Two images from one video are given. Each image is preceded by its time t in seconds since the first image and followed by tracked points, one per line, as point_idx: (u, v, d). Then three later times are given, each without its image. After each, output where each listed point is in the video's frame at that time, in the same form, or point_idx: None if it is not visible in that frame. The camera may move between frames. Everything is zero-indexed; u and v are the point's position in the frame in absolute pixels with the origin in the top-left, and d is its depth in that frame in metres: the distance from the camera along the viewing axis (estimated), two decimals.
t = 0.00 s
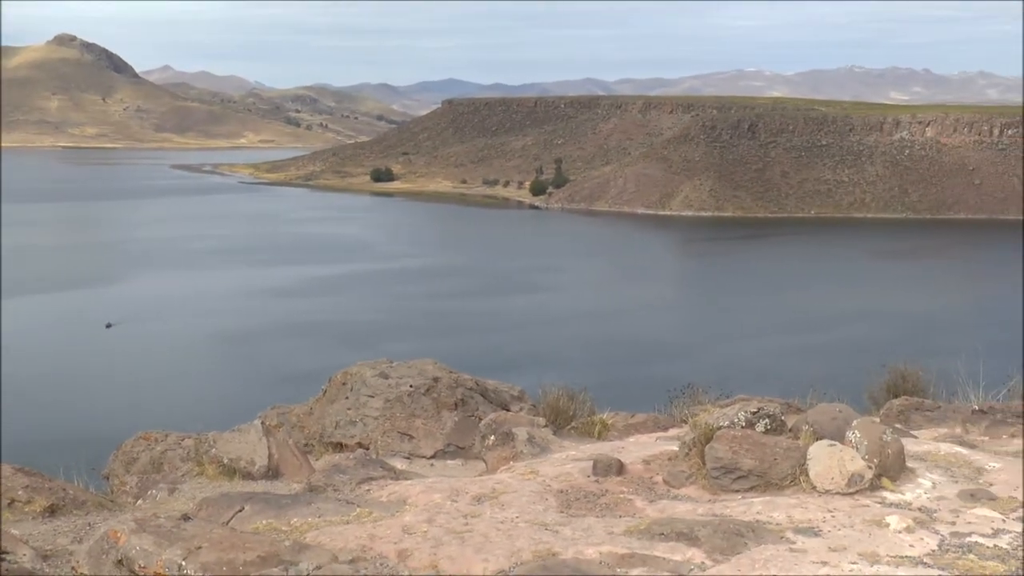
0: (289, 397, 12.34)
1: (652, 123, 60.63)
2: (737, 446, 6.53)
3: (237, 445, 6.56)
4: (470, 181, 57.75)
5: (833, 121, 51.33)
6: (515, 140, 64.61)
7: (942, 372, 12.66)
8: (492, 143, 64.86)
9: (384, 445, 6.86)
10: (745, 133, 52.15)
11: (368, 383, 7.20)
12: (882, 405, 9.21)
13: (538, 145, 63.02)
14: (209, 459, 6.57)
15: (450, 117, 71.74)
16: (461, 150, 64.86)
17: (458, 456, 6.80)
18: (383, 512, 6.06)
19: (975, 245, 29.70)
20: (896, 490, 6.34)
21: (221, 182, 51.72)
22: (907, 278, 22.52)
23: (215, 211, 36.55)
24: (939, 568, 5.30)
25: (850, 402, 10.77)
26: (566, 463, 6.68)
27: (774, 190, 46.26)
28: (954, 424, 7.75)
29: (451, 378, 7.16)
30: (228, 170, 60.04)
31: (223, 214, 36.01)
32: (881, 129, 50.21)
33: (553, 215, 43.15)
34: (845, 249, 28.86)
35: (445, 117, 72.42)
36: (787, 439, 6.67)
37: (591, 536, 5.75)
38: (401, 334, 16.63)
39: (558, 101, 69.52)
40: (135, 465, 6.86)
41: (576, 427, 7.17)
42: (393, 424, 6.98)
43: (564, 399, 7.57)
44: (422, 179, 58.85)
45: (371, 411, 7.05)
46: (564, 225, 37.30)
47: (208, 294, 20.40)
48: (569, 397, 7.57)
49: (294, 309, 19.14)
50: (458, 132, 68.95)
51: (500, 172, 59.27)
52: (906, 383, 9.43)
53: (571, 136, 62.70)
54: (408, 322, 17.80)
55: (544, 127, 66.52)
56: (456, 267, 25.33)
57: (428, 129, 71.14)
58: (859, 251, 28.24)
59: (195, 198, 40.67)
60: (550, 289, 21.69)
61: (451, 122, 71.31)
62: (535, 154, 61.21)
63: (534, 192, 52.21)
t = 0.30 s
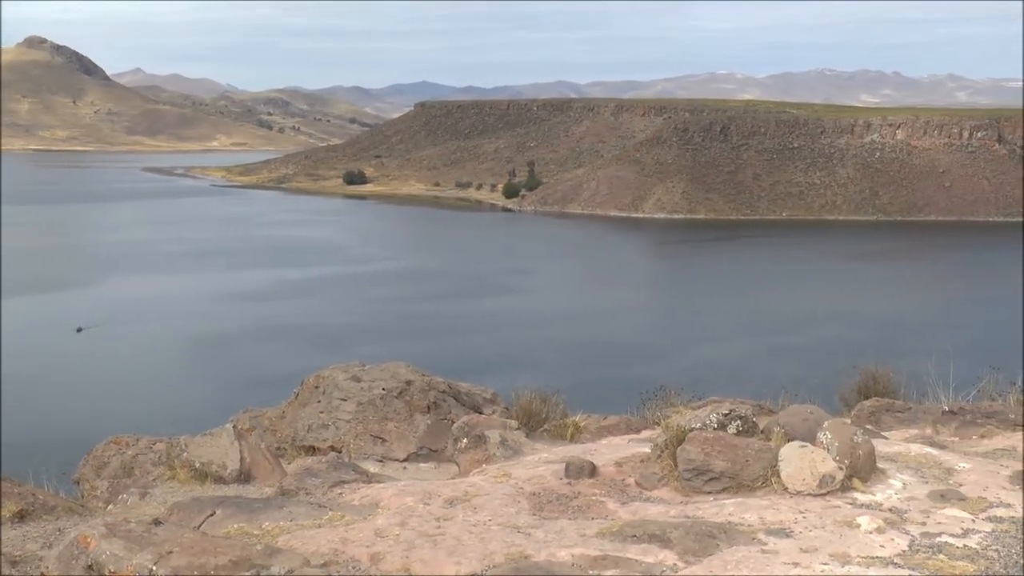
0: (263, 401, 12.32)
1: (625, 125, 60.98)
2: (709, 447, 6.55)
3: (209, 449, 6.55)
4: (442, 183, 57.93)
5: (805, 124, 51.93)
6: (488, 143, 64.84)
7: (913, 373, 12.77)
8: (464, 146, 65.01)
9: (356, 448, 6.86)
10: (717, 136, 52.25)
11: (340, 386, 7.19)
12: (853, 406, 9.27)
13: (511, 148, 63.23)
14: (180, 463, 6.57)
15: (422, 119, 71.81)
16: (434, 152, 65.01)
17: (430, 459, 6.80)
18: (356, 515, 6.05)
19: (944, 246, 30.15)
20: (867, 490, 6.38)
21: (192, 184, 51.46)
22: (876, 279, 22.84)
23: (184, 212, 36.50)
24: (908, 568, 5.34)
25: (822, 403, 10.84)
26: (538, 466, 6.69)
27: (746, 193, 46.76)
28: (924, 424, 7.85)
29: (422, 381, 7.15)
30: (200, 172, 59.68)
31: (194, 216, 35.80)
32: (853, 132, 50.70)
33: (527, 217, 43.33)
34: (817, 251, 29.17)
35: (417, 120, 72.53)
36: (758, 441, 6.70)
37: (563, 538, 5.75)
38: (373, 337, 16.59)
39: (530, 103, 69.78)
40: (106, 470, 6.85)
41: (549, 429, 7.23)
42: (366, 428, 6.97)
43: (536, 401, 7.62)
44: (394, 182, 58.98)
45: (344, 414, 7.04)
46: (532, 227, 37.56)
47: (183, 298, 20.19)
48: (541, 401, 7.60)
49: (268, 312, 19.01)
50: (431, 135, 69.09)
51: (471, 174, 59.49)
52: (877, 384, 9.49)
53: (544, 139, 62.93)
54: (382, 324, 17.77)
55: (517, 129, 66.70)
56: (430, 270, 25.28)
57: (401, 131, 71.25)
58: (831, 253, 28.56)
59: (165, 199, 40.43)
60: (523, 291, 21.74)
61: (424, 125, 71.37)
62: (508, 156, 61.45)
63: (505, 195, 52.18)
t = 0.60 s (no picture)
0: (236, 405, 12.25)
1: (600, 129, 61.09)
2: (682, 451, 6.56)
3: (182, 453, 6.54)
4: (417, 187, 57.93)
5: (780, 128, 51.59)
6: (463, 147, 64.87)
7: (884, 376, 12.86)
8: (439, 150, 65.05)
9: (331, 452, 6.87)
10: (691, 140, 52.63)
11: (314, 390, 7.20)
12: (826, 409, 9.35)
13: (485, 151, 63.24)
14: (154, 467, 6.55)
15: (397, 122, 71.78)
16: (408, 156, 64.97)
17: (405, 462, 6.82)
18: (329, 519, 6.04)
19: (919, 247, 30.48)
20: (840, 493, 6.40)
21: (164, 187, 51.03)
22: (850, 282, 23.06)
23: (156, 214, 36.22)
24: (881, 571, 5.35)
25: (795, 407, 10.93)
26: (512, 470, 6.71)
27: (720, 196, 47.31)
28: (896, 428, 7.96)
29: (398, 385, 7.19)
30: (174, 175, 59.11)
31: (166, 217, 35.49)
32: (826, 135, 49.82)
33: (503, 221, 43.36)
34: (795, 254, 29.38)
35: (392, 122, 72.44)
36: (731, 444, 6.73)
37: (536, 542, 5.74)
38: (349, 342, 16.57)
39: (505, 106, 69.79)
40: (78, 474, 6.82)
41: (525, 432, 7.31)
42: (340, 432, 6.99)
43: (511, 405, 7.68)
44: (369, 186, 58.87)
45: (318, 418, 7.05)
46: (507, 231, 37.64)
47: (162, 301, 20.02)
48: (515, 405, 7.65)
49: (247, 316, 18.93)
50: (405, 139, 69.07)
51: (445, 178, 59.49)
52: (851, 387, 9.58)
53: (519, 142, 62.97)
54: (359, 328, 17.76)
55: (491, 132, 66.70)
56: (405, 273, 25.26)
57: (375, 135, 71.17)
58: (807, 256, 28.79)
59: (137, 201, 40.07)
60: (499, 294, 21.79)
61: (399, 128, 71.33)
62: (482, 160, 61.49)
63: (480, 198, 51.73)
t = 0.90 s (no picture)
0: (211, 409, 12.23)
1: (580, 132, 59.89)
2: (660, 452, 6.60)
3: (160, 455, 6.55)
4: (397, 189, 57.95)
5: (758, 130, 52.09)
6: (443, 149, 64.86)
7: (864, 378, 12.95)
8: (419, 152, 65.01)
9: (310, 454, 6.90)
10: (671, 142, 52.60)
11: (293, 393, 7.23)
12: (805, 411, 9.48)
13: (465, 153, 63.22)
14: (132, 470, 6.56)
15: (377, 124, 71.81)
16: (388, 159, 64.98)
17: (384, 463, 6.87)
18: (307, 521, 6.04)
19: (897, 251, 30.77)
20: (817, 494, 6.43)
21: (143, 189, 50.72)
22: (829, 284, 23.25)
23: (134, 216, 36.03)
24: (858, 572, 5.36)
25: (774, 408, 11.02)
26: (490, 472, 6.73)
27: (699, 198, 47.36)
28: (873, 430, 8.08)
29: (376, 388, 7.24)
30: (153, 177, 58.78)
31: (142, 218, 35.27)
32: (805, 138, 51.17)
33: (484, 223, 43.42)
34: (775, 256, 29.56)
35: (372, 125, 72.40)
36: (709, 446, 6.77)
37: (514, 544, 5.74)
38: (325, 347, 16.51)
39: (485, 108, 69.38)
40: (54, 477, 6.82)
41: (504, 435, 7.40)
42: (319, 434, 7.02)
43: (489, 407, 7.75)
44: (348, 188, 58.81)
45: (296, 420, 7.08)
46: (486, 233, 37.71)
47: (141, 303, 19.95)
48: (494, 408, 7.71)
49: (224, 318, 18.89)
50: (385, 141, 69.04)
51: (425, 181, 59.54)
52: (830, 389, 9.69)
53: (499, 144, 62.96)
54: (335, 330, 17.71)
55: (471, 135, 66.58)
56: (383, 275, 25.24)
57: (355, 138, 71.08)
58: (787, 259, 28.95)
59: (115, 202, 39.82)
60: (477, 297, 21.77)
61: (379, 130, 71.31)
62: (462, 162, 61.52)
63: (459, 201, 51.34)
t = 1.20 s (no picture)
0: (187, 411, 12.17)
1: (558, 130, 60.20)
2: (638, 451, 6.61)
3: (136, 456, 6.54)
4: (375, 189, 57.89)
5: (735, 130, 52.40)
6: (421, 148, 64.81)
7: (840, 376, 13.04)
8: (397, 152, 64.91)
9: (288, 454, 6.92)
10: (648, 141, 52.63)
11: (269, 393, 7.24)
12: (782, 410, 9.54)
13: (442, 153, 63.19)
14: (108, 470, 6.54)
15: (354, 124, 71.67)
16: (365, 158, 64.90)
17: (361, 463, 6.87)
18: (284, 521, 6.03)
19: (874, 249, 31.08)
20: (793, 492, 6.46)
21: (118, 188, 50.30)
22: (807, 283, 23.41)
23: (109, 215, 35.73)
24: (834, 568, 5.38)
25: (750, 407, 11.07)
26: (468, 471, 6.74)
27: (677, 197, 47.44)
28: (849, 428, 8.17)
29: (353, 388, 7.25)
30: (129, 176, 58.24)
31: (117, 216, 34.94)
32: (782, 137, 51.16)
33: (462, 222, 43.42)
34: (753, 254, 29.76)
35: (349, 124, 72.32)
36: (686, 445, 6.79)
37: (492, 543, 5.74)
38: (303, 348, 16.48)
39: (463, 107, 69.23)
40: (30, 478, 6.81)
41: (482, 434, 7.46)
42: (296, 434, 7.03)
43: (466, 406, 7.77)
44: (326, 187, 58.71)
45: (273, 420, 7.08)
46: (465, 232, 37.74)
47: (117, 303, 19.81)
48: (471, 407, 7.75)
49: (200, 318, 18.82)
50: (363, 141, 68.94)
51: (403, 180, 59.50)
52: (806, 387, 9.76)
53: (477, 143, 62.99)
54: (313, 330, 17.68)
55: (449, 134, 66.58)
56: (362, 275, 25.21)
57: (332, 138, 70.90)
58: (766, 257, 29.12)
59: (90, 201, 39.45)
60: (456, 296, 21.78)
61: (357, 129, 71.20)
62: (440, 162, 61.49)
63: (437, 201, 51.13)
